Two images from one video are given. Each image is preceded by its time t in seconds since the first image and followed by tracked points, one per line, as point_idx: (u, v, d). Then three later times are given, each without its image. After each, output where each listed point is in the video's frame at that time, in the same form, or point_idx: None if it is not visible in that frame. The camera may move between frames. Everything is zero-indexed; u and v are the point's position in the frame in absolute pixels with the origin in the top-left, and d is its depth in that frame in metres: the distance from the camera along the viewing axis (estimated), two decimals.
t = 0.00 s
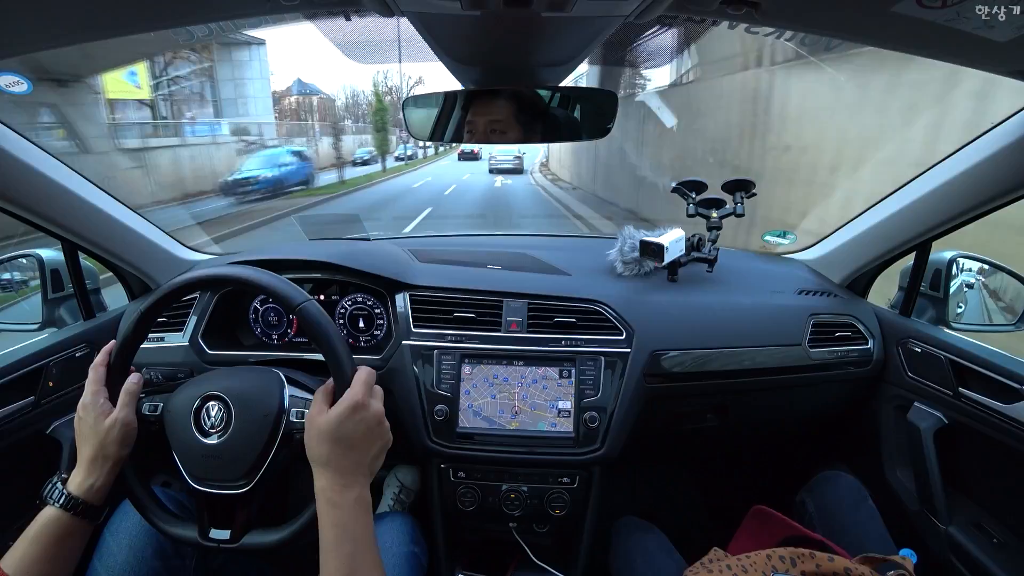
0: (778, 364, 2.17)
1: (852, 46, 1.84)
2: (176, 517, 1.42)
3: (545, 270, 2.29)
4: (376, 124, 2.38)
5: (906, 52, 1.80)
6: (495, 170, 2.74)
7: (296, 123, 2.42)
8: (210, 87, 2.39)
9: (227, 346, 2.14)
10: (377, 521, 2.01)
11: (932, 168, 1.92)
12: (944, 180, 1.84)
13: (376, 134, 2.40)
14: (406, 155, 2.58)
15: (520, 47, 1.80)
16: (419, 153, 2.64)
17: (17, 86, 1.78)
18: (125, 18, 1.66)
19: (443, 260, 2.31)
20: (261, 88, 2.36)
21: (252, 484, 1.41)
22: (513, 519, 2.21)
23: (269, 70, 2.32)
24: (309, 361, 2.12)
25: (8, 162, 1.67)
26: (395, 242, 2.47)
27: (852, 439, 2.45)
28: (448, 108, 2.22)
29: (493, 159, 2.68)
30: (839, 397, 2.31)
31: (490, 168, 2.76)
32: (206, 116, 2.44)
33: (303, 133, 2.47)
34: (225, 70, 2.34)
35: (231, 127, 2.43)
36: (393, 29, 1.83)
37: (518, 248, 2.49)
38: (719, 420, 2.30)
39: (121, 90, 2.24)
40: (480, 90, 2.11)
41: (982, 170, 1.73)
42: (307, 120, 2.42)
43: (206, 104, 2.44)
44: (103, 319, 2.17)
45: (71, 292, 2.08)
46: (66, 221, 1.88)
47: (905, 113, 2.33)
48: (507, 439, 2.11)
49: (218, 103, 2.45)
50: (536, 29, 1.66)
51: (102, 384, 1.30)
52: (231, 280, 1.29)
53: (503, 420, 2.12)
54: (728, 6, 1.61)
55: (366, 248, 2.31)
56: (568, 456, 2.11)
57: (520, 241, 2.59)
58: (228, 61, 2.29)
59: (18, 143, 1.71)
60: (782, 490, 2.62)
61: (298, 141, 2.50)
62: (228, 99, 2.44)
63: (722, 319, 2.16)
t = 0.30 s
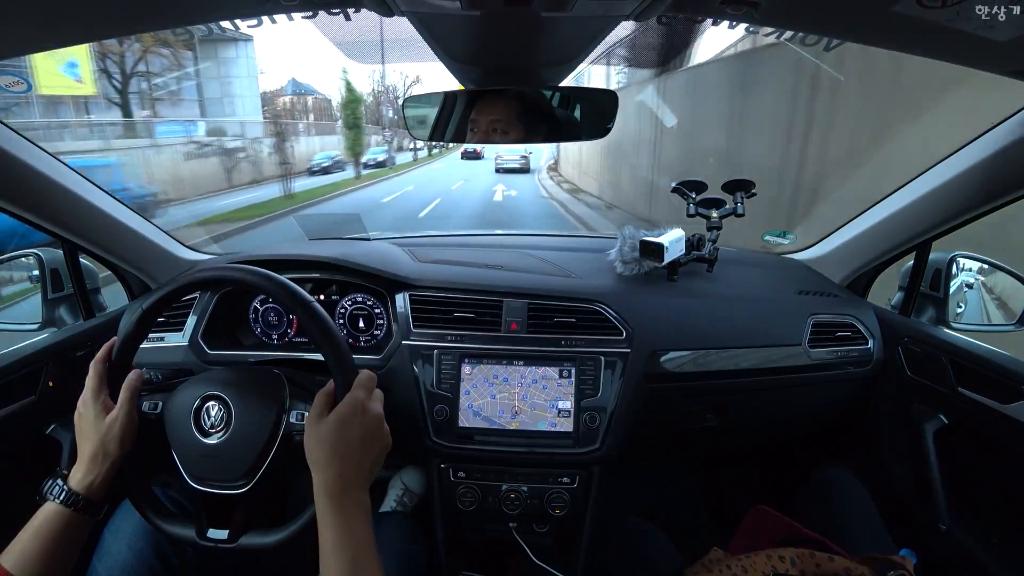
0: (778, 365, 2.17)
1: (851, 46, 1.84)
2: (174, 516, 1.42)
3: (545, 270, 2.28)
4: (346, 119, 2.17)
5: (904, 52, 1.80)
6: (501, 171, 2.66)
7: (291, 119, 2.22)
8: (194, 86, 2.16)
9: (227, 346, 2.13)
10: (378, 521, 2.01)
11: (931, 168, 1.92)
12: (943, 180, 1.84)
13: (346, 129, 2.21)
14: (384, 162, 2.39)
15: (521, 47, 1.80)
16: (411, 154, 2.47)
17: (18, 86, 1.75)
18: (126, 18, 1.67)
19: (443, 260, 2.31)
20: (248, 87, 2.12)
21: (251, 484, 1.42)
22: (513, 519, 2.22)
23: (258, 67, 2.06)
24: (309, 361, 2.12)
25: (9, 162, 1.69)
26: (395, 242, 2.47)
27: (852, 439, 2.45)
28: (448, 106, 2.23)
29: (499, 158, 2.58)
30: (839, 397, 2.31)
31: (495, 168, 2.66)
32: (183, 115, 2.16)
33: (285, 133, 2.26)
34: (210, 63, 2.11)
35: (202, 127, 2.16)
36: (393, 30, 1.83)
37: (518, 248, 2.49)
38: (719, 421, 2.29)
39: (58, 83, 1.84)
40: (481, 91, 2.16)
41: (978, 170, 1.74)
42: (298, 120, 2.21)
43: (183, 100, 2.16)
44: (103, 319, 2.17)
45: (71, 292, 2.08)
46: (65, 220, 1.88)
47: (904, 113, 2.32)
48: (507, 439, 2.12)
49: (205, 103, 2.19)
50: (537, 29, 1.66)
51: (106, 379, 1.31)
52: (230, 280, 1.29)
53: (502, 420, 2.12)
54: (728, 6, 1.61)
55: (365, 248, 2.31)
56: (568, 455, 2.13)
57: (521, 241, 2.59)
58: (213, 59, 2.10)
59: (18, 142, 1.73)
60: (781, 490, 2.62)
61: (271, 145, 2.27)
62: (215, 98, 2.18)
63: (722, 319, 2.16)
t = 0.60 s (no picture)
0: (778, 364, 2.17)
1: (851, 45, 1.84)
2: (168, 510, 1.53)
3: (545, 270, 2.28)
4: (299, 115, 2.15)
5: (904, 51, 1.80)
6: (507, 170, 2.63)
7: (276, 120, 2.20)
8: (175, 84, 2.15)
9: (228, 347, 2.14)
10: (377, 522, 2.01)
11: (931, 168, 1.92)
12: (944, 180, 1.84)
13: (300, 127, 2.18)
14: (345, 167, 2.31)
15: (520, 46, 1.80)
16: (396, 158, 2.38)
17: (16, 86, 1.77)
18: (125, 18, 1.67)
19: (443, 260, 2.30)
20: (233, 85, 2.15)
21: (249, 486, 1.42)
22: (512, 519, 2.20)
23: (243, 66, 2.10)
24: (308, 362, 2.12)
25: (9, 162, 1.68)
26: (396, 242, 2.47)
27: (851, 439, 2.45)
28: (448, 105, 2.21)
29: (505, 158, 2.56)
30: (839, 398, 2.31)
31: (503, 168, 2.63)
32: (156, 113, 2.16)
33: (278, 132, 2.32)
34: (194, 61, 2.14)
35: (174, 125, 2.19)
36: (393, 29, 1.83)
37: (518, 249, 2.48)
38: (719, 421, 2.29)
39: None
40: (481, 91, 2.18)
41: (980, 170, 1.73)
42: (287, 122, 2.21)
43: (156, 99, 2.15)
44: (103, 319, 2.16)
45: (71, 292, 2.07)
46: (65, 219, 1.88)
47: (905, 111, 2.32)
48: (508, 439, 2.13)
49: (186, 102, 2.17)
50: (537, 29, 1.66)
51: (107, 367, 1.29)
52: (231, 280, 1.28)
53: (502, 420, 2.12)
54: (728, 6, 1.61)
55: (366, 248, 2.31)
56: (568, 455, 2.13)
57: (520, 242, 2.58)
58: (195, 54, 2.13)
59: (18, 142, 1.71)
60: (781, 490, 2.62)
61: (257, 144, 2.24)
62: (198, 96, 2.18)
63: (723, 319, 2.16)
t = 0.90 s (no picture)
0: (778, 364, 2.17)
1: (851, 46, 1.84)
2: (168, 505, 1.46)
3: (545, 270, 2.28)
4: (211, 109, 2.26)
5: (903, 51, 1.81)
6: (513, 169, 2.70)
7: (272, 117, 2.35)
8: (150, 82, 2.11)
9: (228, 347, 2.16)
10: (378, 522, 2.00)
11: (931, 168, 1.92)
12: (944, 180, 1.84)
13: (213, 121, 2.30)
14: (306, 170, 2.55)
15: (520, 46, 1.80)
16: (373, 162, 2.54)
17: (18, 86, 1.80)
18: (124, 19, 1.67)
19: (443, 261, 2.30)
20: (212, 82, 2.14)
21: (239, 494, 1.41)
22: (513, 519, 2.23)
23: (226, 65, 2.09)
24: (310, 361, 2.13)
25: (8, 162, 1.67)
26: (396, 241, 2.47)
27: (852, 439, 2.45)
28: (447, 106, 2.20)
29: (510, 158, 2.64)
30: (839, 398, 2.31)
31: (505, 167, 2.71)
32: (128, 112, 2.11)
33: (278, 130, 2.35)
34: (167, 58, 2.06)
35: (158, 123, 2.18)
36: (393, 29, 1.83)
37: (517, 249, 2.48)
38: (720, 421, 2.29)
39: None
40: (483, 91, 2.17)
41: (981, 170, 1.73)
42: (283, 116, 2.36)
43: (129, 96, 2.10)
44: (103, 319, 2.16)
45: (71, 292, 2.07)
46: (65, 220, 1.88)
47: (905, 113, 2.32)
48: (508, 440, 2.12)
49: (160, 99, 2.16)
50: (537, 29, 1.66)
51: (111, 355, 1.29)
52: (230, 281, 1.29)
53: (502, 420, 2.12)
54: (728, 6, 1.60)
55: (365, 249, 2.31)
56: (568, 456, 2.12)
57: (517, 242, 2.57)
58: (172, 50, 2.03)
59: (17, 143, 1.71)
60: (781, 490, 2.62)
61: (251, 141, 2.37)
62: (174, 95, 2.17)
63: (722, 318, 2.16)
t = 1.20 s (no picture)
0: (778, 364, 2.17)
1: (851, 46, 1.84)
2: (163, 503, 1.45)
3: (544, 270, 2.29)
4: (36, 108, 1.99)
5: (903, 51, 1.81)
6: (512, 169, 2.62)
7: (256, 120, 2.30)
8: (117, 81, 2.05)
9: (227, 347, 2.15)
10: (377, 522, 2.01)
11: (931, 168, 1.92)
12: (944, 180, 1.84)
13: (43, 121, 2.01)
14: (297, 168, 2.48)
15: (520, 46, 1.80)
16: (340, 168, 2.51)
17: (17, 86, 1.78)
18: (124, 19, 1.67)
19: (443, 261, 2.31)
20: (188, 79, 2.12)
21: (238, 490, 1.41)
22: (513, 519, 2.23)
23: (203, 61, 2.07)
24: (310, 361, 2.13)
25: (8, 162, 1.67)
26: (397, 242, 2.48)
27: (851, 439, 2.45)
28: (447, 106, 2.20)
29: (509, 158, 2.56)
30: (838, 398, 2.31)
31: (504, 167, 2.61)
32: (104, 112, 2.07)
33: (277, 130, 2.35)
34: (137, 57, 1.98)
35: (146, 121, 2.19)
36: (393, 29, 1.83)
37: (517, 249, 2.49)
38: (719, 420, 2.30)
39: None
40: (482, 91, 2.15)
41: (980, 170, 1.73)
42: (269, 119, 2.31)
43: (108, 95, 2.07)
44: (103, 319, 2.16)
45: (71, 292, 2.07)
46: (65, 220, 1.88)
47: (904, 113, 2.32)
48: (507, 440, 2.12)
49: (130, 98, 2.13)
50: (537, 29, 1.66)
51: (115, 347, 1.29)
52: (231, 280, 1.29)
53: (503, 420, 2.12)
54: (728, 6, 1.60)
55: (365, 248, 2.32)
56: (568, 456, 2.12)
57: (519, 243, 2.59)
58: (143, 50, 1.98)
59: (17, 143, 1.71)
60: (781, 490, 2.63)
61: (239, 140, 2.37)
62: (145, 94, 2.14)
63: (722, 319, 2.17)
